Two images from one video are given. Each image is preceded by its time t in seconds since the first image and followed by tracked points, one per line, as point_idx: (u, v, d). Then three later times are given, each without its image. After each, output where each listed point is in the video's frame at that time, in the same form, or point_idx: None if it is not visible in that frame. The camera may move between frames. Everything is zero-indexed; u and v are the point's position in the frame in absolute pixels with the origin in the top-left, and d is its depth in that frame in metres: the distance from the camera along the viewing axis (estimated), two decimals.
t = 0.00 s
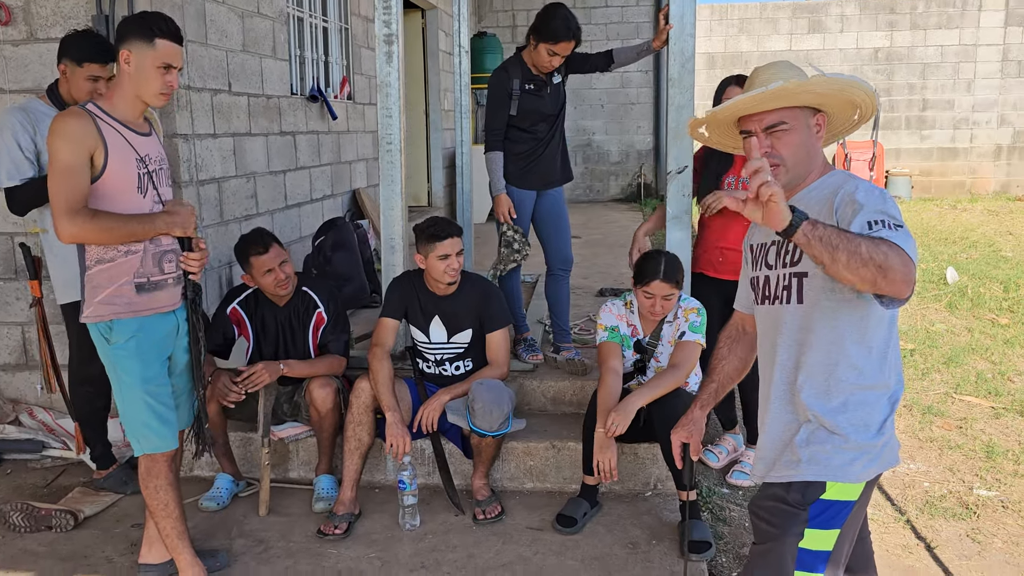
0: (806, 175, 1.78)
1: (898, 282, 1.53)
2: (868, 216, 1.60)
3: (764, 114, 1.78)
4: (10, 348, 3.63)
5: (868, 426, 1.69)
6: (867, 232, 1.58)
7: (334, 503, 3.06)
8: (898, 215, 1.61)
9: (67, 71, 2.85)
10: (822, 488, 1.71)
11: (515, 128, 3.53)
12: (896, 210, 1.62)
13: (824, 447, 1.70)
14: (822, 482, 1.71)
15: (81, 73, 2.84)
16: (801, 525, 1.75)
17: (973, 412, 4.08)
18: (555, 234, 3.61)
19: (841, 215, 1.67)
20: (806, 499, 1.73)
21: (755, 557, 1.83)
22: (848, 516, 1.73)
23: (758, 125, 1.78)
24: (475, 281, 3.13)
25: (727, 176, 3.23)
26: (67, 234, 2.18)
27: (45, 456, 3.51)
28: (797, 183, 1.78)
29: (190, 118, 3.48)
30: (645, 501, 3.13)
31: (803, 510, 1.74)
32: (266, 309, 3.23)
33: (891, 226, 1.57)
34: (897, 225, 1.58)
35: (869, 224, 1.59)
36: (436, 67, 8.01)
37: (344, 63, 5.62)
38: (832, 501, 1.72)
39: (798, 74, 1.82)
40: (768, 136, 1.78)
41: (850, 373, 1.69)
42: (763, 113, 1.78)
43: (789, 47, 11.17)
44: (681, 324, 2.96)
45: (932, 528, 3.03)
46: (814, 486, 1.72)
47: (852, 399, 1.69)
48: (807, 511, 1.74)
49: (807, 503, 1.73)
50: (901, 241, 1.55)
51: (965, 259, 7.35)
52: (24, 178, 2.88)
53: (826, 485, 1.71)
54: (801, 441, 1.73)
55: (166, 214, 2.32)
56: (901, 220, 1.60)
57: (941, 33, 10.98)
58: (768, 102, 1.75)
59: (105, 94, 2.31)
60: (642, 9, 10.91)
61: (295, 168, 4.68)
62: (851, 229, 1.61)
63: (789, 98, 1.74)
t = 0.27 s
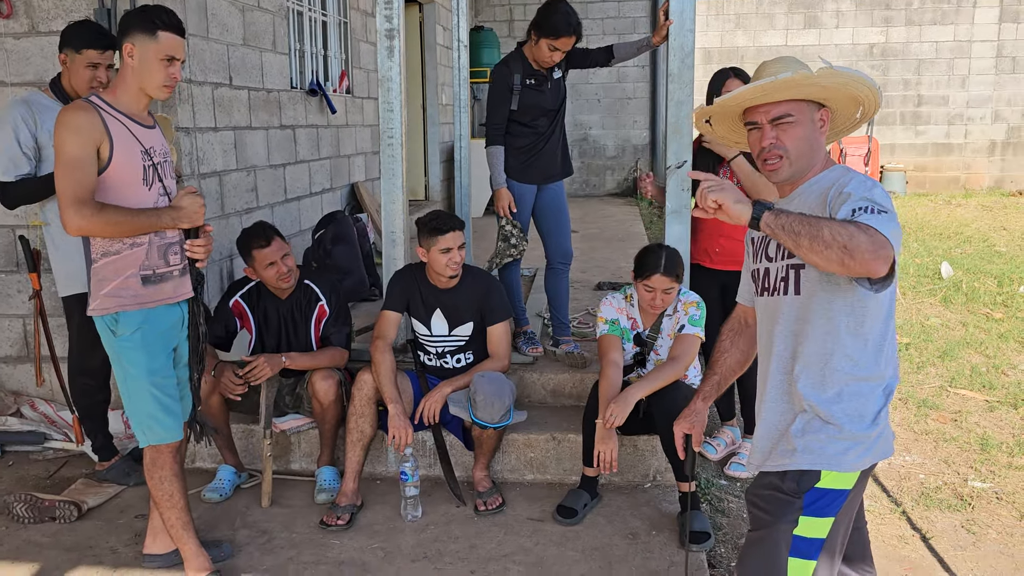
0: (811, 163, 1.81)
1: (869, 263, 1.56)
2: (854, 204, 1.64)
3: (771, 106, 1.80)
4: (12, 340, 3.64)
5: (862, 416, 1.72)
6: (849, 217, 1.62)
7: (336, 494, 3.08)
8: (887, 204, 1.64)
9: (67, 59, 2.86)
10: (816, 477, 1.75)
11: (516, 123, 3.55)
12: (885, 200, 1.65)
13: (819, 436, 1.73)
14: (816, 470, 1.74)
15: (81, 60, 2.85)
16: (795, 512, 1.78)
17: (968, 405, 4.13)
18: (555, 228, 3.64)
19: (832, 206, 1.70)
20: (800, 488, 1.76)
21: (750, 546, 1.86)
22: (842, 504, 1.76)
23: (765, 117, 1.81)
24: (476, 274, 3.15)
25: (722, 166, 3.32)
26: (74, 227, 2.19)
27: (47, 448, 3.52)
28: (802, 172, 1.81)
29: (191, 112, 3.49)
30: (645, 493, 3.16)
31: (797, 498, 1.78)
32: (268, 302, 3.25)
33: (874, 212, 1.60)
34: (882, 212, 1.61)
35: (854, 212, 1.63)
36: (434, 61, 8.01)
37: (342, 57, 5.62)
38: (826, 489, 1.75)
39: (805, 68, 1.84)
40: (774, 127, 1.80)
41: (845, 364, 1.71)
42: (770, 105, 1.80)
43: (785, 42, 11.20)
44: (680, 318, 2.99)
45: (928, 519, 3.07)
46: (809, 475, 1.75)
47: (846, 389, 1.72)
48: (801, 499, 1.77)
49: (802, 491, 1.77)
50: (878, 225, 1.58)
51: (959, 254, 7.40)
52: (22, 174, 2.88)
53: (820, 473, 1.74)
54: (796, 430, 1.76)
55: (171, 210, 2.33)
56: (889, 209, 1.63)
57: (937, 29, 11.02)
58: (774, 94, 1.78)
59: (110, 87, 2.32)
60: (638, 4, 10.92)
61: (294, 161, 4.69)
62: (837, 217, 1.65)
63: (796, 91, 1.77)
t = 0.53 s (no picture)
0: (811, 162, 1.84)
1: (854, 238, 1.58)
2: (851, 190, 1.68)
3: (770, 106, 1.82)
4: (19, 333, 3.66)
5: (867, 405, 1.75)
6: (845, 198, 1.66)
7: (342, 486, 3.11)
8: (885, 195, 1.68)
9: (72, 52, 2.90)
10: (824, 465, 1.77)
11: (521, 118, 3.57)
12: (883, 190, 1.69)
13: (825, 425, 1.76)
14: (824, 458, 1.77)
15: (82, 53, 2.88)
16: (803, 500, 1.80)
17: (968, 401, 4.16)
18: (559, 223, 3.66)
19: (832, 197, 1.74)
20: (809, 476, 1.79)
21: (758, 535, 1.88)
22: (850, 492, 1.79)
23: (764, 116, 1.83)
24: (481, 268, 3.17)
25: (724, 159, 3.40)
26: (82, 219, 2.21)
27: (53, 440, 3.54)
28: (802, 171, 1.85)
29: (198, 107, 3.51)
30: (648, 486, 3.19)
31: (805, 486, 1.80)
32: (274, 296, 3.27)
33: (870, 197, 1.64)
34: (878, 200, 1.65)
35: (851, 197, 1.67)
36: (436, 58, 8.03)
37: (346, 52, 5.64)
38: (834, 477, 1.77)
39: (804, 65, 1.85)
40: (773, 127, 1.83)
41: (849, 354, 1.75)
42: (768, 105, 1.82)
43: (787, 40, 11.21)
44: (684, 312, 3.01)
45: (928, 513, 3.09)
46: (816, 463, 1.77)
47: (850, 378, 1.75)
48: (809, 487, 1.80)
49: (809, 480, 1.79)
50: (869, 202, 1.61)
51: (960, 252, 7.43)
52: (26, 167, 2.90)
53: (828, 462, 1.76)
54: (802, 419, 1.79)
55: (177, 198, 2.33)
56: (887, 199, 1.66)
57: (938, 27, 11.03)
58: (773, 95, 1.79)
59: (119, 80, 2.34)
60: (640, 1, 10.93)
61: (299, 157, 4.72)
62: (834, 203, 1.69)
63: (795, 91, 1.78)
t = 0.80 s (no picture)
0: (808, 177, 1.84)
1: (848, 141, 1.55)
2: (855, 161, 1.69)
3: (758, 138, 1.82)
4: (28, 330, 3.69)
5: (870, 396, 1.76)
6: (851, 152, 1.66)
7: (347, 484, 3.12)
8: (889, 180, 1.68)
9: (74, 51, 2.93)
10: (827, 466, 1.78)
11: (528, 118, 3.58)
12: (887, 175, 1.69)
13: (829, 419, 1.77)
14: (827, 459, 1.78)
15: (82, 52, 2.90)
16: (807, 502, 1.81)
17: (974, 402, 4.15)
18: (565, 223, 3.66)
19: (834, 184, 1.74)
20: (812, 477, 1.79)
21: (761, 535, 1.88)
22: (852, 494, 1.80)
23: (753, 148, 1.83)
24: (487, 267, 3.18)
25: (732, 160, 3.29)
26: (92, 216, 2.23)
27: (61, 437, 3.57)
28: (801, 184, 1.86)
29: (206, 106, 3.53)
30: (652, 486, 3.19)
31: (808, 487, 1.80)
32: (281, 295, 3.29)
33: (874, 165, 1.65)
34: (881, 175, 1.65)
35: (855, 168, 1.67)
36: (444, 57, 8.04)
37: (354, 52, 5.66)
38: (837, 478, 1.78)
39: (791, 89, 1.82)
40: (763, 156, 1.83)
41: (851, 345, 1.75)
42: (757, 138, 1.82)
43: (795, 40, 11.19)
44: (689, 312, 3.02)
45: (933, 514, 3.09)
46: (820, 464, 1.78)
47: (853, 370, 1.76)
48: (813, 488, 1.80)
49: (813, 481, 1.80)
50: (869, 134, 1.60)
51: (967, 253, 7.40)
52: (33, 164, 2.93)
53: (831, 463, 1.77)
54: (805, 416, 1.79)
55: (181, 174, 2.34)
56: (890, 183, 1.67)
57: (947, 28, 10.99)
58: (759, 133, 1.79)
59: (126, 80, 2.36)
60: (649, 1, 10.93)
61: (306, 156, 4.73)
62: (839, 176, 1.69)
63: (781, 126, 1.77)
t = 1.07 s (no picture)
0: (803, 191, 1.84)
1: (814, 143, 1.56)
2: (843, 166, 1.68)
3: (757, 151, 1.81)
4: (35, 331, 3.71)
5: (869, 401, 1.74)
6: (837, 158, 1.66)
7: (350, 486, 3.13)
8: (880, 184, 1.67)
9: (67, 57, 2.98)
10: (828, 474, 1.77)
11: (532, 121, 3.58)
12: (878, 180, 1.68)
13: (828, 426, 1.75)
14: (827, 467, 1.76)
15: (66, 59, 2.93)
16: (806, 510, 1.79)
17: (983, 406, 4.11)
18: (570, 226, 3.66)
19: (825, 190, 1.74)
20: (812, 485, 1.78)
21: (760, 543, 1.87)
22: (853, 502, 1.78)
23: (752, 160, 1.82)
24: (490, 269, 3.19)
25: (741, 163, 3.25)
26: (103, 220, 2.26)
27: (67, 437, 3.59)
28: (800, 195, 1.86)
29: (212, 108, 3.54)
30: (655, 489, 3.18)
31: (808, 495, 1.79)
32: (286, 296, 3.30)
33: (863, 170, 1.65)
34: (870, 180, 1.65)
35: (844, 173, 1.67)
36: (453, 59, 8.05)
37: (361, 54, 5.67)
38: (838, 486, 1.77)
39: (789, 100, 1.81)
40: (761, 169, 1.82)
41: (848, 350, 1.73)
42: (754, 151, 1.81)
43: (806, 41, 11.14)
44: (694, 315, 3.00)
45: (938, 519, 3.06)
46: (821, 472, 1.77)
47: (852, 377, 1.74)
48: (812, 496, 1.79)
49: (813, 488, 1.78)
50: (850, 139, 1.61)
51: (979, 255, 7.34)
52: (35, 168, 2.95)
53: (832, 470, 1.76)
54: (805, 424, 1.77)
55: (190, 178, 2.36)
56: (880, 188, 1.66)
57: (960, 28, 10.91)
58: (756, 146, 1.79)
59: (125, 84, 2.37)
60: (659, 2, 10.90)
61: (313, 158, 4.75)
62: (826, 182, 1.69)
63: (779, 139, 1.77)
